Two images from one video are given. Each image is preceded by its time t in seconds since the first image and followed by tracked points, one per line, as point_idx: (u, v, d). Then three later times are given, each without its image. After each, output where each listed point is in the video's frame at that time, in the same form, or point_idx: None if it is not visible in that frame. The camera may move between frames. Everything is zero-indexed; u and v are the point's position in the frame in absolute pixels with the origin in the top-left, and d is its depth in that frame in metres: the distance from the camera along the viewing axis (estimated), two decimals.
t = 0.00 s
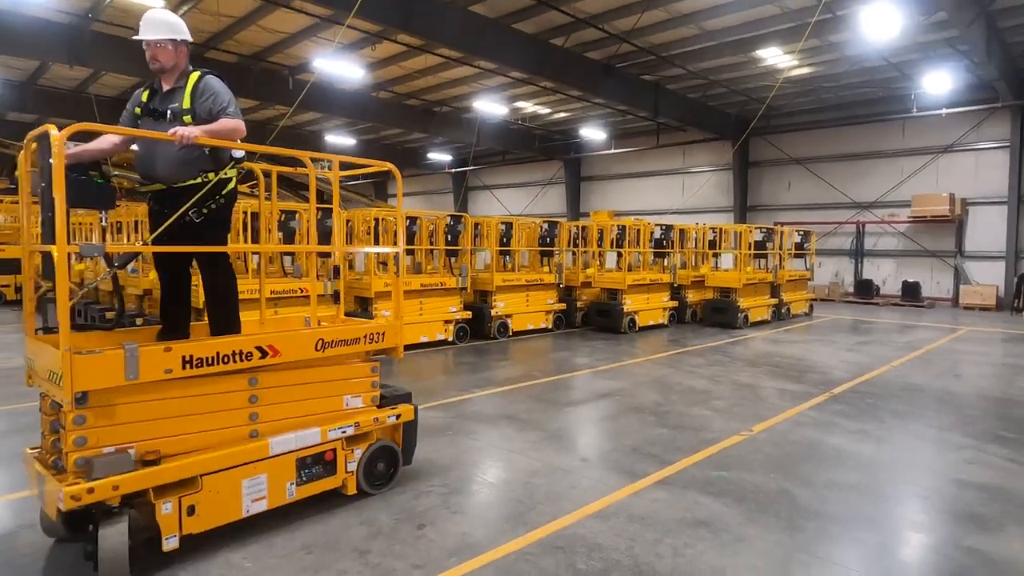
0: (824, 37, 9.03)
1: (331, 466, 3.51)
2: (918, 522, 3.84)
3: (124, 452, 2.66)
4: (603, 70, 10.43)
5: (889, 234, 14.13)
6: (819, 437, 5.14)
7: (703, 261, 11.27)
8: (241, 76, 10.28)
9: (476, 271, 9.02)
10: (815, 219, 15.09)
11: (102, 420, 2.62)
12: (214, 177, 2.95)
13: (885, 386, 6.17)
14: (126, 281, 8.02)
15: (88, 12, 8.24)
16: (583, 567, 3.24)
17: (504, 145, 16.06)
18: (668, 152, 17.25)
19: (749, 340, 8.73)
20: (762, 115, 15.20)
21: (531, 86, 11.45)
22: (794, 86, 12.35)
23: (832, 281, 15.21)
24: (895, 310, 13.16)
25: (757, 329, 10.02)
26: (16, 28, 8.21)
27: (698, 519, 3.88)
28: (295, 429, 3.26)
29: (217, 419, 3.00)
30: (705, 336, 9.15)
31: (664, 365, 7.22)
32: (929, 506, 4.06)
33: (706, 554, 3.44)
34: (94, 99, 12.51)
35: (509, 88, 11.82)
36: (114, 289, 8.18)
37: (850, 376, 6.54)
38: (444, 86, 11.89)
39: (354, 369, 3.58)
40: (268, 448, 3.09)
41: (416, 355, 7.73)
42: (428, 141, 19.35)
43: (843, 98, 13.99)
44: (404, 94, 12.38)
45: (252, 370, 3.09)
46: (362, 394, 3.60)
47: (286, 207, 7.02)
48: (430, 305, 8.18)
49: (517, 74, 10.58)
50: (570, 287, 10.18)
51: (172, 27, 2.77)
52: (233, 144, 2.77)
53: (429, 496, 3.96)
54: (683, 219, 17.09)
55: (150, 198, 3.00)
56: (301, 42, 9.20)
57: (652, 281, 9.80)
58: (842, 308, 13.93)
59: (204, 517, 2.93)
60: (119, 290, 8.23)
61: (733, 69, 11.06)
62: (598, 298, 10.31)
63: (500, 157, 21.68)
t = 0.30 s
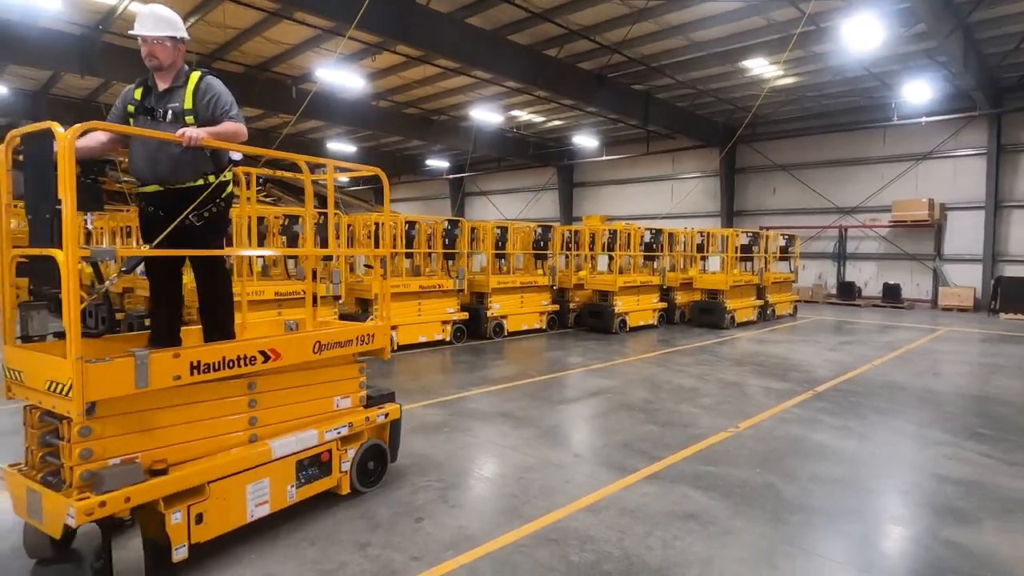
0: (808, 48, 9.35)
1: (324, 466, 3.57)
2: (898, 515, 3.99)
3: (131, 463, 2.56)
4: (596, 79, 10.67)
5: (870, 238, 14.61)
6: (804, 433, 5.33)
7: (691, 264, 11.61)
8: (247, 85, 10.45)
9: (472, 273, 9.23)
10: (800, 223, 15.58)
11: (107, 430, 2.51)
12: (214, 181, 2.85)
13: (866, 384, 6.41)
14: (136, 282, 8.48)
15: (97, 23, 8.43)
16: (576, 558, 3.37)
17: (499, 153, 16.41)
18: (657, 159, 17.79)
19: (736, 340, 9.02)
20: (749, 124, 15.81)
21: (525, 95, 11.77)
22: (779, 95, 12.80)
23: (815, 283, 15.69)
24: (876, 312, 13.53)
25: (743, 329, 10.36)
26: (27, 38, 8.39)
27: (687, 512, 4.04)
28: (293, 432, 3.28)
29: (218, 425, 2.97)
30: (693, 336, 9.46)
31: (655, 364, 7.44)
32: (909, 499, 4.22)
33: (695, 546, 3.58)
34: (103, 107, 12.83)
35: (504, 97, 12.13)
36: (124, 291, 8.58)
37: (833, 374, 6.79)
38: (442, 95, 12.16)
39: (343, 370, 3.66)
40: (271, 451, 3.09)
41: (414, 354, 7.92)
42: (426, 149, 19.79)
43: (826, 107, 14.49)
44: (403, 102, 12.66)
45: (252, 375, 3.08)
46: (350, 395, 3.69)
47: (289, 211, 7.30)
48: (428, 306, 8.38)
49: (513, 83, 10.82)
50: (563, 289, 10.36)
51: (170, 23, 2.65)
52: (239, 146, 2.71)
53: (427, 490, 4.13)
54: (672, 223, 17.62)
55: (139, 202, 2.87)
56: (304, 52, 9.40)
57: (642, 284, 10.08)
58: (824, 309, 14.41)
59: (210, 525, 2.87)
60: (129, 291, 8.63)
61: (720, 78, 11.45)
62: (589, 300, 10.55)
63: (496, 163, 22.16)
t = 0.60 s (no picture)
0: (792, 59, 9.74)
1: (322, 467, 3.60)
2: (879, 509, 4.12)
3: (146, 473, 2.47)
4: (588, 88, 11.09)
5: (852, 242, 15.19)
6: (788, 430, 5.53)
7: (680, 267, 12.04)
8: (252, 95, 10.64)
9: (468, 275, 9.40)
10: (784, 228, 16.21)
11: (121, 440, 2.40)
12: (221, 183, 2.82)
13: (846, 382, 6.69)
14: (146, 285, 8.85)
15: (109, 35, 8.69)
16: (568, 550, 3.48)
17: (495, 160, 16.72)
18: (646, 166, 18.54)
19: (722, 340, 9.41)
20: (734, 132, 16.50)
21: (520, 104, 12.12)
22: (763, 104, 13.44)
23: (799, 285, 16.27)
24: (858, 313, 14.04)
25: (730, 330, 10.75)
26: (39, 48, 8.64)
27: (675, 506, 4.16)
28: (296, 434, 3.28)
29: (224, 430, 2.91)
30: (681, 336, 9.86)
31: (645, 364, 7.70)
32: (888, 493, 4.36)
33: (682, 539, 3.68)
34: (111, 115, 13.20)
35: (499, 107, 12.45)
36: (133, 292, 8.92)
37: (815, 373, 7.09)
38: (439, 105, 12.45)
39: (334, 371, 3.69)
40: (279, 453, 3.08)
41: (415, 354, 8.12)
42: (425, 157, 20.30)
43: (809, 116, 15.12)
44: (401, 111, 12.94)
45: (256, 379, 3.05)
46: (342, 396, 3.73)
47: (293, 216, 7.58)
48: (426, 307, 8.59)
49: (509, 93, 11.07)
50: (556, 291, 10.67)
51: (177, 18, 2.55)
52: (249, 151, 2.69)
53: (425, 485, 4.28)
54: (661, 227, 18.33)
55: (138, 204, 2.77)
56: (307, 63, 9.61)
57: (633, 285, 10.43)
58: (808, 310, 14.97)
59: (224, 531, 2.82)
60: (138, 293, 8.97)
61: (707, 88, 11.93)
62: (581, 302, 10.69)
63: (492, 170, 22.73)
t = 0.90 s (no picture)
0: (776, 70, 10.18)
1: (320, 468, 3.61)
2: (859, 503, 4.12)
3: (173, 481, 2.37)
4: (578, 100, 11.64)
5: (834, 246, 15.76)
6: (772, 426, 5.67)
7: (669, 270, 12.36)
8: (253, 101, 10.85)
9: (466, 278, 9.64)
10: (768, 233, 16.85)
11: (147, 450, 2.28)
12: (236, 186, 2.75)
13: (827, 381, 7.02)
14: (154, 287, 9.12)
15: (120, 48, 9.04)
16: (561, 542, 3.48)
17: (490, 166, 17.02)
18: (636, 172, 19.13)
19: (709, 340, 9.82)
20: (720, 140, 17.06)
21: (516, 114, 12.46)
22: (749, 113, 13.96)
23: (782, 287, 16.91)
24: (837, 314, 14.67)
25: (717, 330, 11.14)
26: (53, 60, 9.02)
27: (664, 500, 4.14)
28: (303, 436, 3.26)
29: (238, 435, 2.84)
30: (670, 336, 10.27)
31: (637, 364, 7.95)
32: (869, 489, 4.35)
33: (669, 532, 3.66)
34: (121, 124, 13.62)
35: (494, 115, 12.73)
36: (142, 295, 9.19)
37: (796, 372, 7.43)
38: (438, 114, 12.72)
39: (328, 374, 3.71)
40: (292, 456, 3.06)
41: (415, 353, 8.34)
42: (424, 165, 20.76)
43: (792, 125, 15.70)
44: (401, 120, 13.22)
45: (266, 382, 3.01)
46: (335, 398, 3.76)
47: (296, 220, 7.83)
48: (425, 308, 8.80)
49: (504, 103, 11.33)
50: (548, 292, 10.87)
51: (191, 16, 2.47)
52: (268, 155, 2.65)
53: (423, 478, 4.41)
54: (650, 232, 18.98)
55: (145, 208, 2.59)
56: (309, 74, 9.85)
57: (623, 287, 10.76)
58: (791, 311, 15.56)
59: (243, 537, 2.75)
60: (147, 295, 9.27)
61: (693, 99, 12.45)
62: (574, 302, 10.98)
63: (487, 178, 23.21)
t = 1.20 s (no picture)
0: (765, 77, 10.39)
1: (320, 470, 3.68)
2: (846, 498, 4.06)
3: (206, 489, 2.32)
4: (574, 105, 11.78)
5: (821, 248, 16.01)
6: (761, 423, 5.77)
7: (661, 271, 12.57)
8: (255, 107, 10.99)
9: (464, 280, 9.80)
10: (758, 235, 17.10)
11: (182, 458, 2.22)
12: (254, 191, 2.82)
13: (815, 380, 7.21)
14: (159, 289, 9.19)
15: (126, 56, 9.32)
16: (556, 536, 3.52)
17: (487, 171, 17.15)
18: (629, 177, 19.36)
19: (699, 340, 10.03)
20: (710, 146, 17.24)
21: (513, 120, 12.68)
22: (739, 119, 14.19)
23: (771, 289, 17.19)
24: (822, 314, 14.98)
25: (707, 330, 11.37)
26: (61, 67, 9.21)
27: (655, 495, 4.13)
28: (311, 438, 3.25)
29: (256, 440, 2.80)
30: (662, 336, 10.48)
31: (630, 363, 8.12)
32: (855, 484, 4.33)
33: (662, 526, 3.64)
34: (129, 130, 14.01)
35: (491, 121, 12.92)
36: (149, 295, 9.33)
37: (785, 372, 7.62)
38: (437, 120, 12.90)
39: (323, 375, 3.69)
40: (305, 459, 3.06)
41: (414, 352, 8.53)
42: (421, 169, 20.98)
43: (781, 131, 15.90)
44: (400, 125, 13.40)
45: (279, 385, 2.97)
46: (328, 399, 3.75)
47: (297, 223, 7.98)
48: (423, 309, 8.97)
49: (501, 109, 11.52)
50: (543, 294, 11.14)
51: (214, 13, 2.50)
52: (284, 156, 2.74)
53: (423, 475, 4.52)
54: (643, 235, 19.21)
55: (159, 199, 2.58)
56: (311, 82, 10.04)
57: (618, 289, 11.01)
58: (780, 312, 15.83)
59: (269, 542, 2.73)
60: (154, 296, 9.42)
61: (686, 104, 12.69)
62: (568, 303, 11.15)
63: (484, 182, 23.47)
